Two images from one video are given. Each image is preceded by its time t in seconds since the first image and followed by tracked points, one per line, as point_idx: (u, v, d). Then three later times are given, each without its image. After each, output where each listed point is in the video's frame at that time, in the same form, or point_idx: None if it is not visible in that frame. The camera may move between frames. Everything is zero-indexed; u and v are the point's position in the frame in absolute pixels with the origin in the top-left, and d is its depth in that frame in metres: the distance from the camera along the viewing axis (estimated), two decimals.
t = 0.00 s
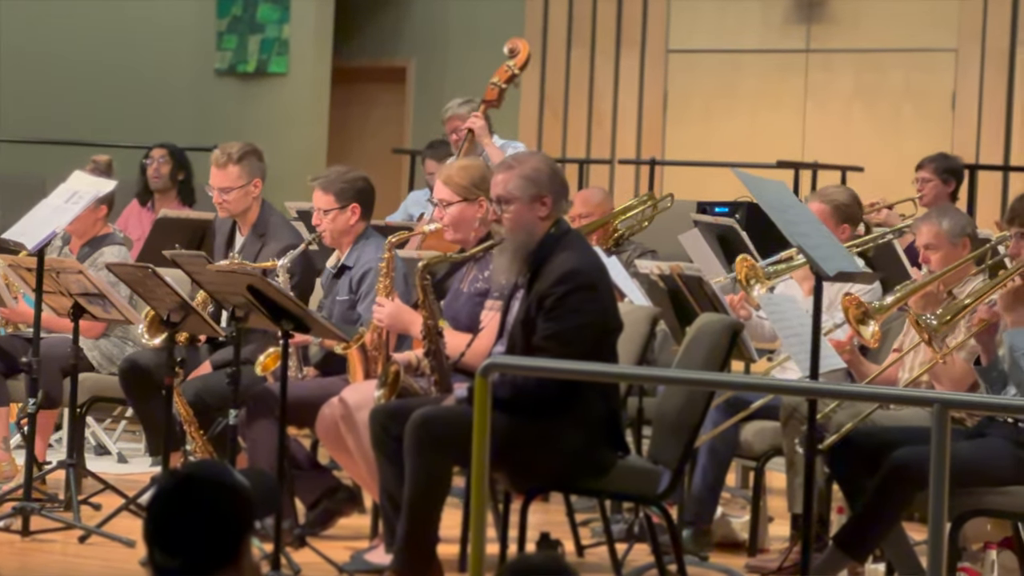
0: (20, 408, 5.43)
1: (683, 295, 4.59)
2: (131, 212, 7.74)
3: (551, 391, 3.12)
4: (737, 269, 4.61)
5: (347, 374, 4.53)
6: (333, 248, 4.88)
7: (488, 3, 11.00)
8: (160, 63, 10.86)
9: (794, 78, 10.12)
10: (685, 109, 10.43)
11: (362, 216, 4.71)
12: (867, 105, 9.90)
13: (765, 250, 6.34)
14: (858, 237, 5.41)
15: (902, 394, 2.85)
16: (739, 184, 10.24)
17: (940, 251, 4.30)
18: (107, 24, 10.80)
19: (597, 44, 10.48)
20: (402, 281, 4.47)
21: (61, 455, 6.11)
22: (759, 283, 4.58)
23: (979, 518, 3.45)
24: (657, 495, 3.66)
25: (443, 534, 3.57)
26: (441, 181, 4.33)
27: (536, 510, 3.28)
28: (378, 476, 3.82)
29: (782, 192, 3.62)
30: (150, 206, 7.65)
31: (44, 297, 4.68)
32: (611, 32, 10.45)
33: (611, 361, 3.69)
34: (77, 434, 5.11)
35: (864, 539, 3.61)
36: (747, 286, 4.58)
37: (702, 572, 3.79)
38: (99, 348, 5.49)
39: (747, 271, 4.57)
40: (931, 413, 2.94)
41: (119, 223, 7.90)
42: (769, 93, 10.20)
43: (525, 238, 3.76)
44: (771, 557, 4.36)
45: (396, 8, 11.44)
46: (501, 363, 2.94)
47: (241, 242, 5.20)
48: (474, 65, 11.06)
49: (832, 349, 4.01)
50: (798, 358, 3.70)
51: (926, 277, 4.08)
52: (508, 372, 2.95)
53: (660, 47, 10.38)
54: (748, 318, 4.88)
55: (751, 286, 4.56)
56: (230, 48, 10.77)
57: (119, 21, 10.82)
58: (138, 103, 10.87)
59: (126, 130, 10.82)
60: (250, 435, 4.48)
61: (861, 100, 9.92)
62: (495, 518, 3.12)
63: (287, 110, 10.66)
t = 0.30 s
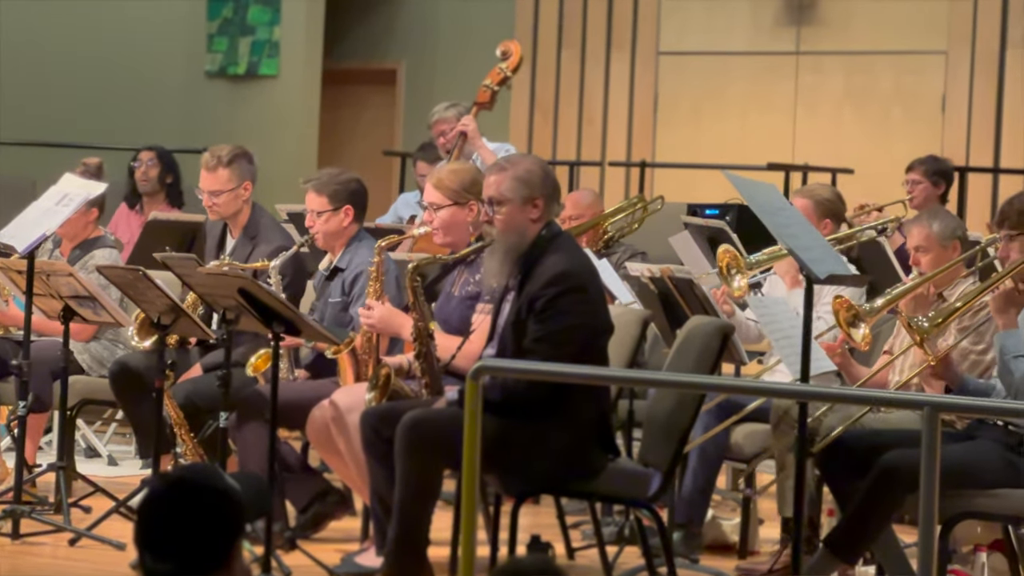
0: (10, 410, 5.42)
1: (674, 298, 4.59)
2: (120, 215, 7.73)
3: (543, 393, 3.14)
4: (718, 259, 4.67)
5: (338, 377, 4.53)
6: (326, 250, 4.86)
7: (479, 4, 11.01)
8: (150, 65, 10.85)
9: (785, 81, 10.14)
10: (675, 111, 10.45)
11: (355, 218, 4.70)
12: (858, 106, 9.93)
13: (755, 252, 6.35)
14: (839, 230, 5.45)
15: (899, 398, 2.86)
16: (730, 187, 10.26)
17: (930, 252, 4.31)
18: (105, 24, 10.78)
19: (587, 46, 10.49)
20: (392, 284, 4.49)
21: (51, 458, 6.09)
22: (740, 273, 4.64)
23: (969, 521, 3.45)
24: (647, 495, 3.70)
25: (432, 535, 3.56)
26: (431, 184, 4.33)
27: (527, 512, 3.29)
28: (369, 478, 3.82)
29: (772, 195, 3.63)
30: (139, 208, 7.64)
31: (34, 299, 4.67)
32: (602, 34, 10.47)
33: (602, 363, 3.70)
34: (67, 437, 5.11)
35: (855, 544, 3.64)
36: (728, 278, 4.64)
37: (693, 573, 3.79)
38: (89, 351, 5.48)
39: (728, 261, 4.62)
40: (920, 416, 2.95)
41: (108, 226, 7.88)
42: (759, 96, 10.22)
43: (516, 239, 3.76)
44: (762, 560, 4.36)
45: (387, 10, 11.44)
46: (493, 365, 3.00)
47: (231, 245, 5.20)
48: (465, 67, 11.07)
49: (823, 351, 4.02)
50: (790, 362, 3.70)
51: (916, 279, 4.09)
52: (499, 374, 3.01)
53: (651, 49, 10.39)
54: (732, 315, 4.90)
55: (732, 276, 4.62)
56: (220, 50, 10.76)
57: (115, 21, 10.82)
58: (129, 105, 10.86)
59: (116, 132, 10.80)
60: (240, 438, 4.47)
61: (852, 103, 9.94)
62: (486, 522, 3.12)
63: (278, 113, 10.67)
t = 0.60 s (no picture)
0: None
1: (664, 299, 4.59)
2: (110, 217, 7.72)
3: (532, 394, 3.10)
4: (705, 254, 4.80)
5: (328, 378, 4.52)
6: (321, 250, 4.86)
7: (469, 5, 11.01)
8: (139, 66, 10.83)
9: (774, 82, 10.15)
10: (665, 112, 10.45)
11: (352, 219, 4.68)
12: (848, 107, 9.94)
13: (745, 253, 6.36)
14: (823, 227, 5.48)
15: (889, 400, 2.84)
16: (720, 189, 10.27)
17: (921, 254, 4.32)
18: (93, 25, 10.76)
19: (577, 47, 10.50)
20: (383, 283, 4.50)
21: (41, 460, 6.08)
22: (724, 268, 4.76)
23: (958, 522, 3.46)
24: (639, 498, 3.66)
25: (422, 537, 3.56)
26: (422, 182, 4.32)
27: (517, 514, 3.29)
28: (360, 480, 3.81)
29: (763, 196, 3.63)
30: (129, 209, 7.64)
31: (23, 301, 4.65)
32: (591, 35, 10.47)
33: (592, 364, 3.70)
34: (57, 439, 5.09)
35: (845, 543, 3.59)
36: (712, 271, 4.76)
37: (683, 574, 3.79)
38: (79, 353, 5.47)
39: (713, 255, 4.74)
40: (910, 417, 2.95)
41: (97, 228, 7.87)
42: (749, 98, 10.23)
43: (507, 240, 3.77)
44: (753, 561, 4.35)
45: (376, 11, 11.43)
46: (483, 367, 2.97)
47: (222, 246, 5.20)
48: (455, 69, 11.08)
49: (813, 352, 4.02)
50: (779, 361, 3.71)
51: (907, 280, 4.10)
52: (489, 376, 2.97)
53: (640, 51, 10.40)
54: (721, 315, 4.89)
55: (716, 271, 4.74)
56: (209, 52, 10.78)
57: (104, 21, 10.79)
58: (118, 106, 10.83)
59: (105, 133, 10.77)
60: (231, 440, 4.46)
61: (841, 104, 9.96)
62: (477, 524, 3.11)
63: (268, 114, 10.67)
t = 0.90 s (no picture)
0: None
1: (654, 300, 4.59)
2: (98, 217, 7.72)
3: (521, 392, 3.10)
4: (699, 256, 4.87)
5: (319, 379, 4.52)
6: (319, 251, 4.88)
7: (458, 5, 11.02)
8: (128, 66, 10.81)
9: (763, 83, 10.16)
10: (654, 113, 10.46)
11: (351, 219, 4.72)
12: (837, 108, 9.96)
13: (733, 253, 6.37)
14: (813, 227, 5.49)
15: (880, 400, 2.84)
16: (709, 189, 10.28)
17: (912, 255, 4.33)
18: (81, 26, 10.74)
19: (565, 48, 10.51)
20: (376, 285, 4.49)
21: (30, 461, 6.07)
22: (717, 269, 4.81)
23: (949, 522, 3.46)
24: (631, 498, 3.65)
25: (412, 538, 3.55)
26: (413, 183, 4.34)
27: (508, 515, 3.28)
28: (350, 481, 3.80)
29: (755, 197, 3.64)
30: (118, 211, 7.64)
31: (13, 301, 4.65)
32: (579, 36, 10.48)
33: (582, 365, 3.69)
34: (46, 440, 5.08)
35: (836, 545, 3.57)
36: (705, 273, 4.81)
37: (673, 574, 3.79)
38: (68, 354, 5.46)
39: (706, 257, 4.81)
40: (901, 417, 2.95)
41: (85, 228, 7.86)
42: (738, 98, 10.24)
43: (500, 240, 3.77)
44: (744, 562, 4.36)
45: (365, 11, 11.42)
46: (473, 368, 2.96)
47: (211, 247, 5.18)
48: (444, 69, 11.08)
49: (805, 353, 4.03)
50: (770, 362, 3.70)
51: (898, 281, 4.10)
52: (479, 376, 2.96)
53: (629, 51, 10.41)
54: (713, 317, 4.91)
55: (708, 273, 4.80)
56: (198, 52, 10.71)
57: (91, 22, 10.77)
58: (106, 107, 10.81)
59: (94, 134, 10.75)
60: (221, 441, 4.45)
61: (830, 104, 9.98)
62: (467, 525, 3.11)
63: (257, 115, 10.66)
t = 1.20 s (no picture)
0: None
1: (641, 300, 4.60)
2: (82, 218, 7.70)
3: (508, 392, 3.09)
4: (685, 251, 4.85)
5: (307, 379, 4.53)
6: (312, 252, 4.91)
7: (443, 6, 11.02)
8: (113, 67, 10.79)
9: (748, 84, 10.18)
10: (640, 114, 10.48)
11: (344, 221, 4.76)
12: (822, 108, 9.99)
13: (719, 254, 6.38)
14: (799, 228, 5.50)
15: (867, 400, 2.84)
16: (695, 190, 10.29)
17: (899, 255, 4.34)
18: (66, 26, 10.71)
19: (551, 49, 10.52)
20: (363, 286, 4.49)
21: (15, 462, 6.05)
22: (703, 267, 4.79)
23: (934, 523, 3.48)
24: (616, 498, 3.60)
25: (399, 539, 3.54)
26: (400, 185, 4.33)
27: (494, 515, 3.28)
28: (337, 481, 3.80)
29: (742, 198, 3.65)
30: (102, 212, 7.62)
31: None
32: (565, 37, 10.50)
33: (568, 365, 3.70)
34: (32, 440, 5.07)
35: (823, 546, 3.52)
36: (691, 271, 4.79)
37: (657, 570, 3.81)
38: (54, 354, 5.45)
39: (692, 255, 4.78)
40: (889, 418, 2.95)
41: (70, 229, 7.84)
42: (724, 99, 10.26)
43: (485, 240, 3.77)
44: (729, 562, 4.37)
45: (350, 12, 11.42)
46: (460, 368, 2.94)
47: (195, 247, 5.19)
48: (429, 72, 11.08)
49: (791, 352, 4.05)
50: (757, 363, 3.71)
51: (885, 282, 4.11)
52: (465, 377, 2.95)
53: (615, 52, 10.42)
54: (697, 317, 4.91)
55: (695, 271, 4.77)
56: (183, 53, 10.69)
57: (76, 22, 10.74)
58: (91, 108, 10.78)
59: (79, 135, 10.73)
60: (208, 441, 4.44)
61: (815, 105, 10.00)
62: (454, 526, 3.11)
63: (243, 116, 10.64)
